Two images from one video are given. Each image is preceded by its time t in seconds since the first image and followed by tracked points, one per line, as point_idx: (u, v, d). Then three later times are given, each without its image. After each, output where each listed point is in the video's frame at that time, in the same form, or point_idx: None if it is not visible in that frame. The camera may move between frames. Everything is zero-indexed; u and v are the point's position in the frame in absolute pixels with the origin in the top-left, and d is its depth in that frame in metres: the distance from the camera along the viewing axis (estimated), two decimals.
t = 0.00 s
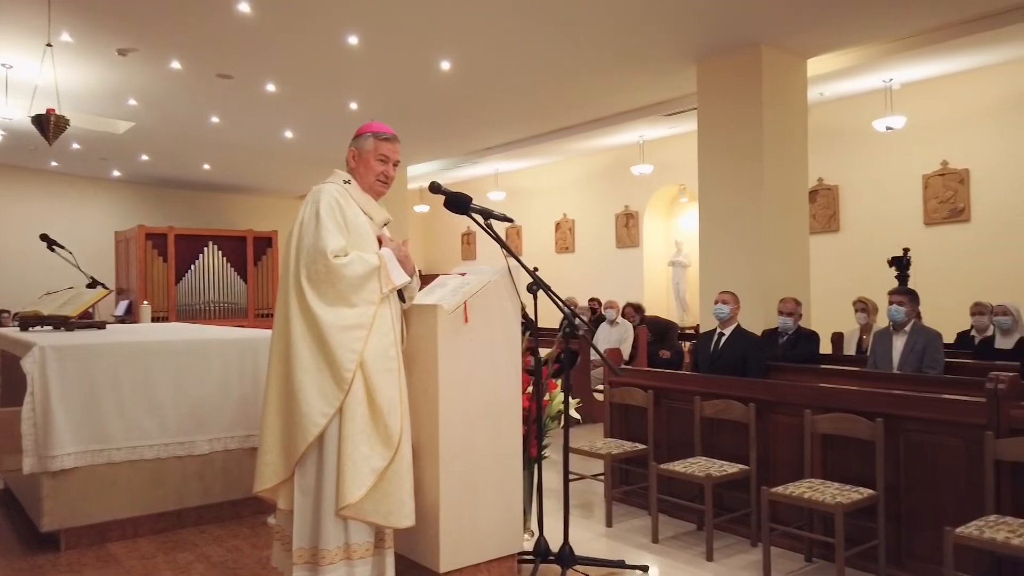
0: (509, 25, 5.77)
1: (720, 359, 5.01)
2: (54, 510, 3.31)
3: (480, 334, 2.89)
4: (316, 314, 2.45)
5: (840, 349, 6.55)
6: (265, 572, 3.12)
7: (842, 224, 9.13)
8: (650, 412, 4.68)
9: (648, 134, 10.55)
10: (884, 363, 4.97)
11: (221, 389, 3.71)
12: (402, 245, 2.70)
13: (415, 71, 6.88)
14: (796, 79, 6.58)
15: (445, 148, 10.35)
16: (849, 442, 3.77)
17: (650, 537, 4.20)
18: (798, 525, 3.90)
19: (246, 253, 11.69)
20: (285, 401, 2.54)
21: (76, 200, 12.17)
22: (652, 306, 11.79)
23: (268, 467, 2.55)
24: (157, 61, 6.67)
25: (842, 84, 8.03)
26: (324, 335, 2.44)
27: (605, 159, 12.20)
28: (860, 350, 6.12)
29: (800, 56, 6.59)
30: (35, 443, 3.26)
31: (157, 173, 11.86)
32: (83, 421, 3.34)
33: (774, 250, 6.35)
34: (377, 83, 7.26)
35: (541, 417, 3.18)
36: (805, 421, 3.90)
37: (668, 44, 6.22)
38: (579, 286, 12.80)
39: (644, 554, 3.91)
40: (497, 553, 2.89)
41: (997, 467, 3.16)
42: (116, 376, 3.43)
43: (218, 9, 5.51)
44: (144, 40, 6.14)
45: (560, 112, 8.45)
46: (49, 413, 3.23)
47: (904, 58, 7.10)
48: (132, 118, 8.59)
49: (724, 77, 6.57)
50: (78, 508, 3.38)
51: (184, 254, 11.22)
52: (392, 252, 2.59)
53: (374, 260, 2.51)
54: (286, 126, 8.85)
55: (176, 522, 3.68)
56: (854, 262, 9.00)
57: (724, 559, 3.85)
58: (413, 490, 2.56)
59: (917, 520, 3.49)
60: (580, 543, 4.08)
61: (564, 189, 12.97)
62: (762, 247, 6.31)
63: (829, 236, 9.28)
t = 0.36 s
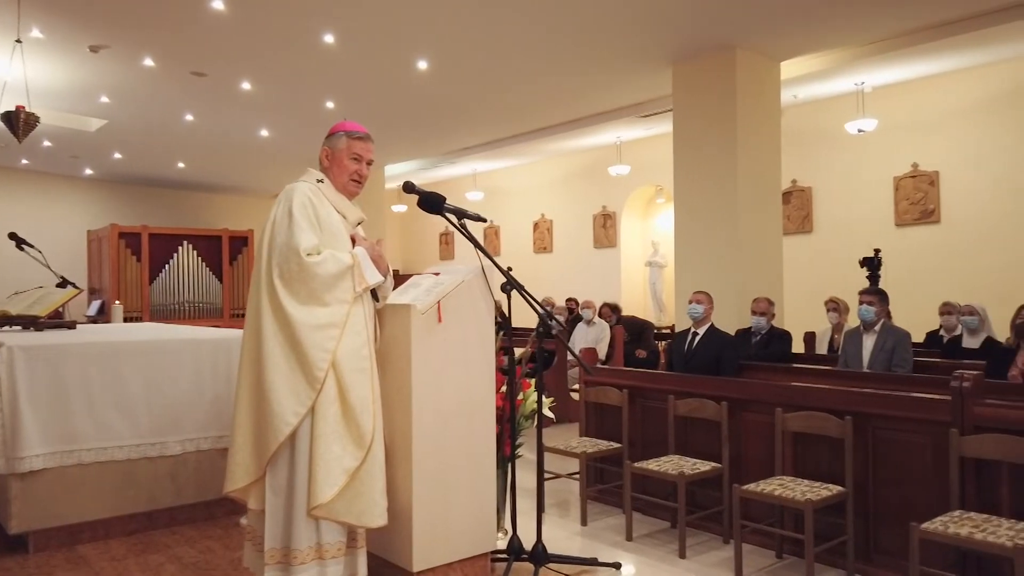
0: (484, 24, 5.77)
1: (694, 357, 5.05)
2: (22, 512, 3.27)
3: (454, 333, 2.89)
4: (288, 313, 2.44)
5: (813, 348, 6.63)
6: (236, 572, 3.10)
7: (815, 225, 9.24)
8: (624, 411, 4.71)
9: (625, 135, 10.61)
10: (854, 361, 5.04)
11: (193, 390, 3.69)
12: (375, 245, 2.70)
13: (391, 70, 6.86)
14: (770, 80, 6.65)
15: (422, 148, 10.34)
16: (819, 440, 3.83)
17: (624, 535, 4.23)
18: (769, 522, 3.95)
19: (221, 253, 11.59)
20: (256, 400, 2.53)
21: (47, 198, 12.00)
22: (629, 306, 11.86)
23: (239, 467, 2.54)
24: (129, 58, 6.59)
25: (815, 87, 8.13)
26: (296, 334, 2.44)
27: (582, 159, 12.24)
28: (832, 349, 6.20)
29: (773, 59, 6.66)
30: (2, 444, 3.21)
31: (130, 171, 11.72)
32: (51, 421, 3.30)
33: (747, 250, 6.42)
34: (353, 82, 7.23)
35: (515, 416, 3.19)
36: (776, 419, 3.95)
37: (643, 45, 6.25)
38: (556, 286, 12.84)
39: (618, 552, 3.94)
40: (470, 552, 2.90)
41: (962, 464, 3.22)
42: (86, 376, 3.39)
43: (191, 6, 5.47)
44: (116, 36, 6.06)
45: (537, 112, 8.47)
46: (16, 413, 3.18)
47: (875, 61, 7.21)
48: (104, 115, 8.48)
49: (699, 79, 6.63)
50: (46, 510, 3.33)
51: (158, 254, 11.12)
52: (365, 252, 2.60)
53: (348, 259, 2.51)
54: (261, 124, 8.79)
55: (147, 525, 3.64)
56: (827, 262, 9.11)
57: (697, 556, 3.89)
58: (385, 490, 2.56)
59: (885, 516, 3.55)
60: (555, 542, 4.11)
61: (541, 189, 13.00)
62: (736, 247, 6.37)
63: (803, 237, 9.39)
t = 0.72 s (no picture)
0: (462, 24, 5.78)
1: (670, 356, 5.09)
2: None
3: (428, 332, 2.90)
4: (261, 311, 2.44)
5: (787, 347, 6.71)
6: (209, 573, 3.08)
7: (791, 226, 9.33)
8: (601, 410, 4.74)
9: (603, 135, 10.65)
10: (827, 360, 5.12)
11: (167, 389, 3.66)
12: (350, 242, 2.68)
13: (368, 69, 6.84)
14: (745, 82, 6.72)
15: (401, 147, 10.31)
16: (791, 437, 3.88)
17: (599, 533, 4.25)
18: (742, 519, 3.99)
19: (196, 252, 11.47)
20: (228, 400, 2.52)
21: (18, 196, 11.81)
22: (608, 306, 11.91)
23: (211, 467, 2.53)
24: (102, 54, 6.51)
25: (790, 89, 8.22)
26: (269, 332, 2.43)
27: (561, 159, 12.28)
28: (806, 349, 6.28)
29: (748, 61, 6.73)
30: None
31: (103, 169, 11.57)
32: (21, 422, 3.24)
33: (723, 251, 6.48)
34: (330, 81, 7.20)
35: (490, 415, 3.21)
36: (749, 417, 4.00)
37: (619, 47, 6.29)
38: (535, 286, 12.86)
39: (593, 550, 3.96)
40: (444, 551, 2.90)
41: (929, 460, 3.29)
42: (57, 375, 3.34)
43: (165, 3, 5.41)
44: (90, 32, 5.98)
45: (515, 112, 8.48)
46: None
47: (849, 64, 7.30)
48: (77, 112, 8.37)
49: (675, 81, 6.68)
50: (15, 512, 3.29)
51: (132, 253, 11.04)
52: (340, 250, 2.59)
53: (322, 257, 2.51)
54: (237, 122, 8.72)
55: (119, 525, 3.60)
56: (802, 263, 9.21)
57: (671, 553, 3.92)
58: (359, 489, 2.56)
59: (854, 512, 3.61)
60: (530, 540, 4.12)
61: (520, 189, 13.02)
62: (711, 248, 6.43)
63: (778, 238, 9.48)
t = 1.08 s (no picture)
0: (438, 20, 5.77)
1: (645, 352, 5.13)
2: None
3: (402, 328, 2.90)
4: (229, 310, 2.43)
5: (761, 343, 6.78)
6: (181, 570, 3.06)
7: (766, 223, 9.42)
8: (576, 405, 4.77)
9: (581, 132, 10.68)
10: (800, 354, 5.18)
11: (138, 385, 3.62)
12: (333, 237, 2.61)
13: (345, 64, 6.81)
14: (720, 80, 6.77)
15: (379, 143, 10.27)
16: (762, 431, 3.93)
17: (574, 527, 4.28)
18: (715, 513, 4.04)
19: (171, 247, 11.35)
20: (199, 396, 2.52)
21: None
22: (586, 303, 11.96)
23: (182, 463, 2.52)
24: (74, 47, 6.42)
25: (765, 87, 8.30)
26: (236, 331, 2.42)
27: (539, 156, 12.30)
28: (780, 344, 6.35)
29: (724, 59, 6.78)
30: None
31: (76, 164, 11.41)
32: None
33: (698, 247, 6.54)
34: (307, 76, 7.15)
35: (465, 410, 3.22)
36: (722, 412, 4.05)
37: (596, 44, 6.31)
38: (514, 282, 12.88)
39: (568, 544, 3.99)
40: (419, 545, 2.92)
41: (896, 453, 3.35)
42: (25, 371, 3.31)
43: None
44: (61, 25, 5.90)
45: (492, 109, 8.49)
46: None
47: (822, 63, 7.39)
48: (49, 106, 8.24)
49: (652, 78, 6.72)
50: None
51: (105, 249, 10.88)
52: (317, 248, 2.55)
53: (293, 256, 2.49)
54: (213, 117, 8.63)
55: (91, 523, 3.57)
56: (777, 260, 9.31)
57: (645, 547, 3.96)
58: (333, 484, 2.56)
59: (824, 505, 3.67)
60: (506, 535, 4.14)
61: (498, 186, 13.03)
62: (686, 244, 6.49)
63: (754, 235, 9.57)
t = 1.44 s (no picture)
0: (414, 13, 5.75)
1: (619, 345, 5.17)
2: None
3: (375, 322, 2.90)
4: (191, 304, 2.42)
5: (735, 337, 6.85)
6: (152, 565, 3.05)
7: (741, 219, 9.51)
8: (551, 398, 4.80)
9: (558, 128, 10.71)
10: (771, 348, 5.25)
11: (107, 380, 3.58)
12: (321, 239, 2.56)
13: (319, 57, 6.77)
14: (695, 76, 6.82)
15: (355, 137, 10.22)
16: (734, 423, 3.98)
17: (548, 520, 4.31)
18: (687, 504, 4.09)
19: (144, 241, 11.26)
20: (168, 390, 2.51)
21: None
22: (563, 298, 12.00)
23: (151, 457, 2.52)
24: (43, 38, 6.32)
25: (739, 83, 8.38)
26: (199, 325, 2.41)
27: (516, 151, 12.31)
28: (752, 338, 6.43)
29: (698, 54, 6.83)
30: None
31: (46, 156, 11.24)
32: None
33: (672, 242, 6.59)
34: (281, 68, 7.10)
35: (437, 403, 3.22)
36: (693, 404, 4.10)
37: (572, 39, 6.33)
38: (491, 278, 12.88)
39: (542, 536, 4.02)
40: (392, 538, 2.93)
41: (862, 444, 3.41)
42: None
43: None
44: (29, 15, 5.80)
45: (469, 103, 8.48)
46: None
47: (795, 60, 7.47)
48: (18, 98, 8.11)
49: (627, 74, 6.75)
50: None
51: (76, 242, 10.77)
52: (283, 241, 2.47)
53: (254, 249, 2.45)
54: (186, 109, 8.54)
55: (59, 520, 3.54)
56: (752, 255, 9.41)
57: (618, 538, 4.00)
58: (306, 477, 2.57)
59: (792, 495, 3.73)
60: (480, 528, 4.16)
61: (476, 181, 13.01)
62: (661, 239, 6.53)
63: (728, 230, 9.66)
